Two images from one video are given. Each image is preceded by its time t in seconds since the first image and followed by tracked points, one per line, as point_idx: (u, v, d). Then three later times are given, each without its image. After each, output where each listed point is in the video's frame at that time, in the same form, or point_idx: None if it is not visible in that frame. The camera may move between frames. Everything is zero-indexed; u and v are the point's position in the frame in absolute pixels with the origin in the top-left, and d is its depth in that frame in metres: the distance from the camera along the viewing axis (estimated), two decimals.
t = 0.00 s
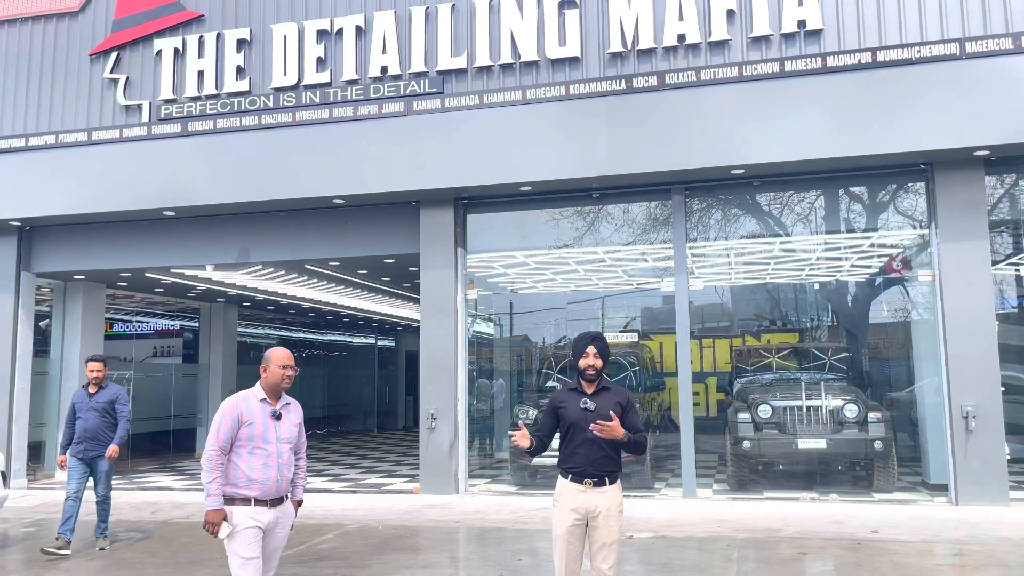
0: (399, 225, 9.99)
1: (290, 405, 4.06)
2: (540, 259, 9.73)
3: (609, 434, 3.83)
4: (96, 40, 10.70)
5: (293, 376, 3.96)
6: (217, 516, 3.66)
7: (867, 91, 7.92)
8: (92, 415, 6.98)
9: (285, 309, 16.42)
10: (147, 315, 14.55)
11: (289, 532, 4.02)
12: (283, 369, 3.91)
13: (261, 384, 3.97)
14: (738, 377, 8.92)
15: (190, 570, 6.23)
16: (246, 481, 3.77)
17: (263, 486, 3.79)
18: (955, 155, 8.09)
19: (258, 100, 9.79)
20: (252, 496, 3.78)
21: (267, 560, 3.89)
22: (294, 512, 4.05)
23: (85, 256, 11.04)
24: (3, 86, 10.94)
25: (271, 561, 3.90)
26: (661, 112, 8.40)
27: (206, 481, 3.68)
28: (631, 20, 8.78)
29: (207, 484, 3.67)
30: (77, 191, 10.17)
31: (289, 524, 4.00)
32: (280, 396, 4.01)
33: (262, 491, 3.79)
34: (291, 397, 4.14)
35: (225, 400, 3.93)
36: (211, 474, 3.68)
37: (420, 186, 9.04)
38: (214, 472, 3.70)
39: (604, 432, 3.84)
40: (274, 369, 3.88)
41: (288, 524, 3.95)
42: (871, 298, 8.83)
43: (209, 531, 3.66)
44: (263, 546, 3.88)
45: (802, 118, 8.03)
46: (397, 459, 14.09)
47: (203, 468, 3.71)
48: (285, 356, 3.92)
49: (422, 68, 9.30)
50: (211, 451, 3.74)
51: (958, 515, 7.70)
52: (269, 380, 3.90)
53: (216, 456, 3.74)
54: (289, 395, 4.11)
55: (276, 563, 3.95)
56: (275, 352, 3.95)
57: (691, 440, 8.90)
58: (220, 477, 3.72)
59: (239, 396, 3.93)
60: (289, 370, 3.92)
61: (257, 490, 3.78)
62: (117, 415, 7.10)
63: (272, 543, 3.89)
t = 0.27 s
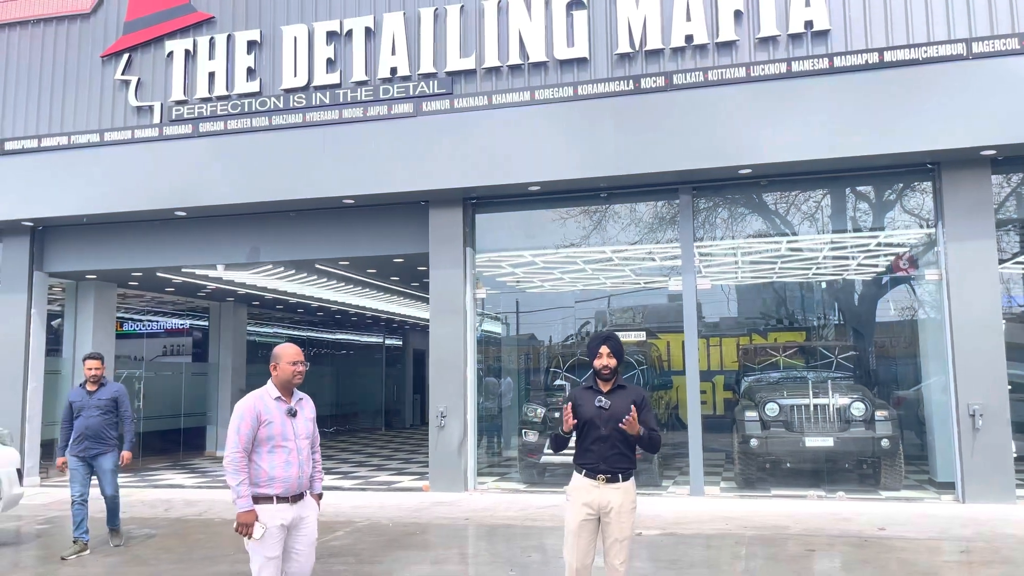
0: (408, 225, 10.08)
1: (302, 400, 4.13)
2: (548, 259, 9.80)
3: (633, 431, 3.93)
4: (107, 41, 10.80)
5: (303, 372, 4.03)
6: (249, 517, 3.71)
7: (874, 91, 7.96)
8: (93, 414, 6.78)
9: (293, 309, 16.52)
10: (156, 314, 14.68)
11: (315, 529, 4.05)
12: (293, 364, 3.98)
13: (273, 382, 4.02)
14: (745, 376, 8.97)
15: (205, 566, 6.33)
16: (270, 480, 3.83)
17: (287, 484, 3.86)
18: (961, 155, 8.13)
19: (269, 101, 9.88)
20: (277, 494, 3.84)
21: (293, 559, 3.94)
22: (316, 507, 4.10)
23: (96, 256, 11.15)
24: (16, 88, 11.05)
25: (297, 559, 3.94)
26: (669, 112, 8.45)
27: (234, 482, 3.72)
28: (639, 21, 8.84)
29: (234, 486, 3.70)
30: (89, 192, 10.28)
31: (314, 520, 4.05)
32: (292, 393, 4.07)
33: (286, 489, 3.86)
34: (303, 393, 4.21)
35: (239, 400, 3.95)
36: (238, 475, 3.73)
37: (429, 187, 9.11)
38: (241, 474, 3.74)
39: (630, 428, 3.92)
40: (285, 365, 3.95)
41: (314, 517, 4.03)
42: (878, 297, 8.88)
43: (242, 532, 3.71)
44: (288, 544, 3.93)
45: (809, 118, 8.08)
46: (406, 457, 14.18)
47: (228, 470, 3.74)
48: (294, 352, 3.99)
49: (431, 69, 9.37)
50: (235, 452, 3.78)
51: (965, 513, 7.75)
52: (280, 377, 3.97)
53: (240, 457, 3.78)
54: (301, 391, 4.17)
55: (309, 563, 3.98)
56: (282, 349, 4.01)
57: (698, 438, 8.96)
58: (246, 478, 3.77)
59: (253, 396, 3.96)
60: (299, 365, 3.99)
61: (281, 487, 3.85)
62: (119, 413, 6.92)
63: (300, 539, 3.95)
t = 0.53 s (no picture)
0: (413, 226, 10.15)
1: (314, 398, 4.12)
2: (552, 259, 9.84)
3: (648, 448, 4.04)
4: (116, 43, 10.88)
5: (312, 371, 4.00)
6: (260, 518, 3.70)
7: (878, 93, 8.00)
8: (93, 414, 6.69)
9: (298, 309, 16.60)
10: (162, 313, 14.75)
11: (334, 528, 4.05)
12: (301, 365, 3.95)
13: (283, 383, 4.01)
14: (749, 376, 9.02)
15: (214, 563, 6.40)
16: (282, 480, 3.86)
17: (298, 483, 3.89)
18: (965, 156, 8.18)
19: (276, 103, 9.95)
20: (289, 493, 3.88)
21: (310, 557, 3.97)
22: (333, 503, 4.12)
23: (104, 256, 11.23)
24: (25, 89, 11.14)
25: (315, 558, 3.97)
26: (673, 113, 8.50)
27: (246, 484, 3.71)
28: (644, 23, 8.90)
29: (246, 487, 3.72)
30: (97, 192, 10.35)
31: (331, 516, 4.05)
32: (303, 392, 4.06)
33: (298, 488, 3.89)
34: (315, 390, 4.20)
35: (249, 401, 3.95)
36: (250, 477, 3.72)
37: (435, 188, 9.17)
38: (252, 475, 3.75)
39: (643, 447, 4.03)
40: (294, 365, 3.93)
41: (329, 516, 4.03)
42: (881, 298, 8.92)
43: (254, 533, 3.70)
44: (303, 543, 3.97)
45: (813, 120, 8.12)
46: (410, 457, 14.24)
47: (241, 472, 3.75)
48: (302, 352, 3.96)
49: (437, 71, 9.43)
50: (246, 454, 3.78)
51: (968, 512, 7.79)
52: (290, 377, 3.95)
53: (252, 458, 3.78)
54: (312, 389, 4.16)
55: (328, 563, 3.98)
56: (291, 349, 3.98)
57: (702, 439, 8.99)
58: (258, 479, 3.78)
59: (262, 397, 3.96)
60: (308, 365, 3.96)
61: (293, 487, 3.88)
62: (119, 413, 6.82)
63: (316, 538, 3.96)
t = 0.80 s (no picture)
0: (416, 227, 10.19)
1: (323, 399, 4.10)
2: (555, 261, 9.89)
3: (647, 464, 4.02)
4: (121, 45, 10.94)
5: (322, 372, 4.00)
6: (254, 522, 3.68)
7: (880, 96, 8.04)
8: (88, 417, 6.65)
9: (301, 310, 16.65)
10: (166, 314, 14.87)
11: (342, 529, 4.05)
12: (310, 365, 3.95)
13: (291, 383, 4.01)
14: (751, 378, 9.05)
15: (218, 562, 6.44)
16: (287, 481, 3.87)
17: (304, 485, 3.89)
18: (966, 159, 8.21)
19: (280, 105, 9.99)
20: (294, 494, 3.88)
21: (319, 557, 3.97)
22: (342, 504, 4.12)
23: (108, 256, 11.28)
24: (30, 91, 11.21)
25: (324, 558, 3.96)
26: (675, 116, 8.54)
27: (246, 486, 3.75)
28: (646, 26, 8.94)
29: (246, 490, 3.75)
30: (101, 194, 10.41)
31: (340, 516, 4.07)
32: (312, 393, 4.06)
33: (303, 490, 3.89)
34: (326, 390, 4.18)
35: (259, 402, 3.98)
36: (250, 479, 3.76)
37: (438, 190, 9.22)
38: (253, 478, 3.77)
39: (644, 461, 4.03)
40: (302, 366, 3.93)
41: (337, 516, 4.04)
42: (883, 300, 8.96)
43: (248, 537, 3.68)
44: (312, 543, 3.99)
45: (814, 124, 8.16)
46: (412, 458, 14.28)
47: (243, 473, 3.79)
48: (311, 352, 3.96)
49: (441, 73, 9.48)
50: (250, 455, 3.81)
51: (968, 514, 7.82)
52: (297, 378, 3.94)
53: (254, 460, 3.81)
54: (323, 389, 4.15)
55: (338, 562, 3.96)
56: (300, 349, 3.99)
57: (703, 440, 9.03)
58: (259, 482, 3.80)
59: (270, 398, 3.97)
60: (316, 366, 3.95)
61: (299, 488, 3.88)
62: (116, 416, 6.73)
63: (322, 538, 3.97)
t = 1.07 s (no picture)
0: (417, 230, 10.23)
1: (334, 402, 4.06)
2: (555, 264, 9.92)
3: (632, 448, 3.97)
4: (124, 47, 10.98)
5: (333, 376, 3.97)
6: (255, 521, 3.72)
7: (880, 101, 8.08)
8: (78, 417, 6.43)
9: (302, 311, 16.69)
10: (167, 315, 14.86)
11: (348, 536, 3.96)
12: (320, 368, 3.92)
13: (302, 385, 3.99)
14: (750, 381, 9.09)
15: (218, 562, 6.47)
16: (291, 483, 3.83)
17: (308, 487, 3.84)
18: (965, 164, 8.25)
19: (283, 107, 10.03)
20: (298, 496, 3.84)
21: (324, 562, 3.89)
22: (352, 510, 4.05)
23: (111, 257, 11.32)
24: (34, 92, 11.25)
25: (329, 562, 3.88)
26: (676, 120, 8.58)
27: (248, 486, 3.76)
28: (647, 31, 8.98)
29: (249, 489, 3.76)
30: (104, 195, 10.45)
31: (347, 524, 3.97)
32: (322, 395, 4.03)
33: (307, 492, 3.84)
34: (337, 393, 4.15)
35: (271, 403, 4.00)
36: (252, 479, 3.76)
37: (440, 192, 9.26)
38: (256, 478, 3.78)
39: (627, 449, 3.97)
40: (313, 369, 3.90)
41: (343, 523, 3.94)
42: (883, 304, 8.99)
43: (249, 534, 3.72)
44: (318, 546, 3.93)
45: (815, 128, 8.20)
46: (412, 459, 14.33)
47: (247, 473, 3.81)
48: (323, 355, 3.93)
49: (443, 76, 9.52)
50: (254, 456, 3.82)
51: (967, 518, 7.84)
52: (308, 381, 3.92)
53: (258, 461, 3.82)
54: (334, 392, 4.11)
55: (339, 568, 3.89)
56: (312, 352, 3.96)
57: (703, 443, 9.05)
58: (263, 482, 3.81)
59: (280, 399, 3.97)
60: (328, 369, 3.93)
61: (303, 490, 3.83)
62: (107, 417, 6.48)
63: (326, 542, 3.91)
